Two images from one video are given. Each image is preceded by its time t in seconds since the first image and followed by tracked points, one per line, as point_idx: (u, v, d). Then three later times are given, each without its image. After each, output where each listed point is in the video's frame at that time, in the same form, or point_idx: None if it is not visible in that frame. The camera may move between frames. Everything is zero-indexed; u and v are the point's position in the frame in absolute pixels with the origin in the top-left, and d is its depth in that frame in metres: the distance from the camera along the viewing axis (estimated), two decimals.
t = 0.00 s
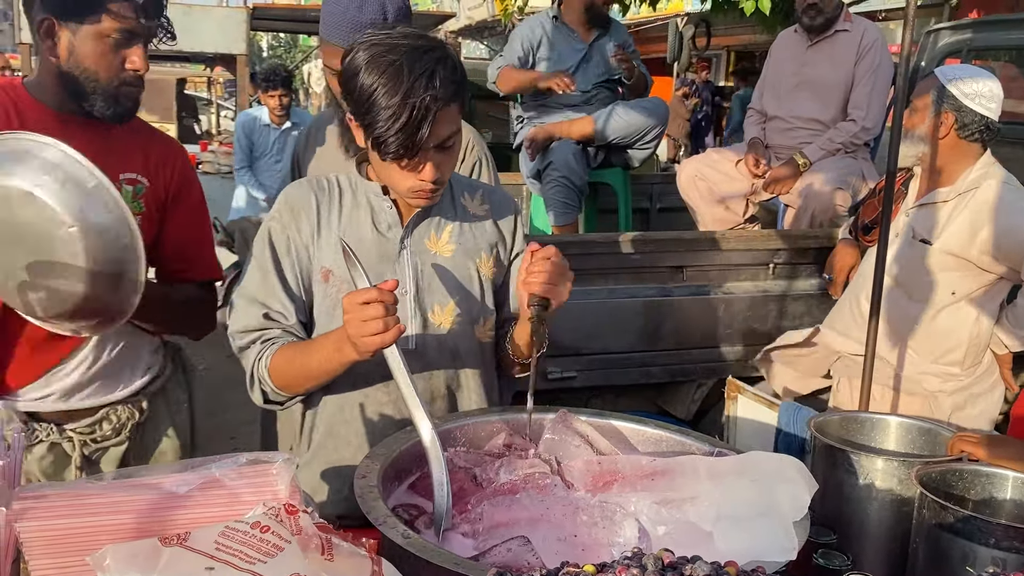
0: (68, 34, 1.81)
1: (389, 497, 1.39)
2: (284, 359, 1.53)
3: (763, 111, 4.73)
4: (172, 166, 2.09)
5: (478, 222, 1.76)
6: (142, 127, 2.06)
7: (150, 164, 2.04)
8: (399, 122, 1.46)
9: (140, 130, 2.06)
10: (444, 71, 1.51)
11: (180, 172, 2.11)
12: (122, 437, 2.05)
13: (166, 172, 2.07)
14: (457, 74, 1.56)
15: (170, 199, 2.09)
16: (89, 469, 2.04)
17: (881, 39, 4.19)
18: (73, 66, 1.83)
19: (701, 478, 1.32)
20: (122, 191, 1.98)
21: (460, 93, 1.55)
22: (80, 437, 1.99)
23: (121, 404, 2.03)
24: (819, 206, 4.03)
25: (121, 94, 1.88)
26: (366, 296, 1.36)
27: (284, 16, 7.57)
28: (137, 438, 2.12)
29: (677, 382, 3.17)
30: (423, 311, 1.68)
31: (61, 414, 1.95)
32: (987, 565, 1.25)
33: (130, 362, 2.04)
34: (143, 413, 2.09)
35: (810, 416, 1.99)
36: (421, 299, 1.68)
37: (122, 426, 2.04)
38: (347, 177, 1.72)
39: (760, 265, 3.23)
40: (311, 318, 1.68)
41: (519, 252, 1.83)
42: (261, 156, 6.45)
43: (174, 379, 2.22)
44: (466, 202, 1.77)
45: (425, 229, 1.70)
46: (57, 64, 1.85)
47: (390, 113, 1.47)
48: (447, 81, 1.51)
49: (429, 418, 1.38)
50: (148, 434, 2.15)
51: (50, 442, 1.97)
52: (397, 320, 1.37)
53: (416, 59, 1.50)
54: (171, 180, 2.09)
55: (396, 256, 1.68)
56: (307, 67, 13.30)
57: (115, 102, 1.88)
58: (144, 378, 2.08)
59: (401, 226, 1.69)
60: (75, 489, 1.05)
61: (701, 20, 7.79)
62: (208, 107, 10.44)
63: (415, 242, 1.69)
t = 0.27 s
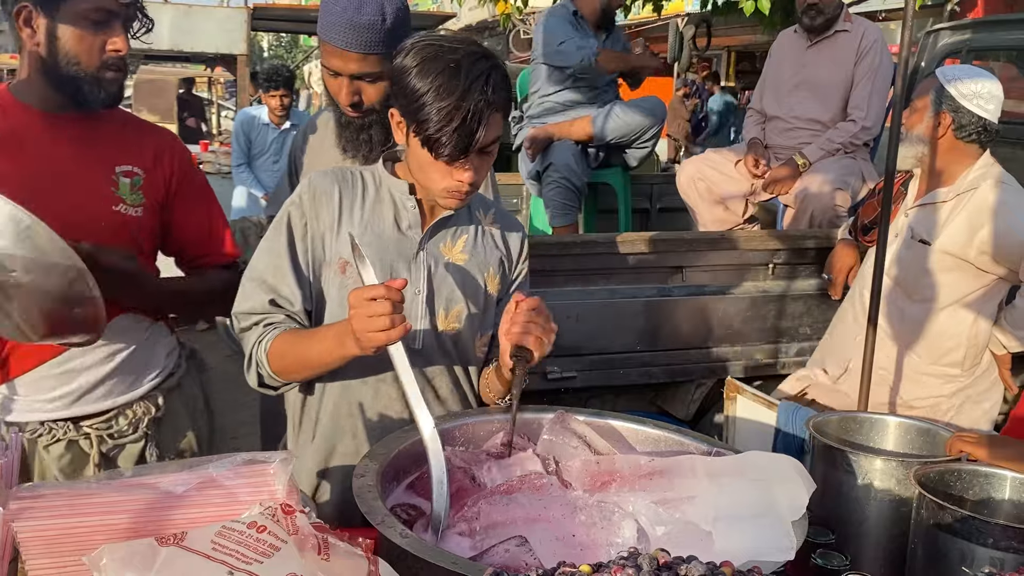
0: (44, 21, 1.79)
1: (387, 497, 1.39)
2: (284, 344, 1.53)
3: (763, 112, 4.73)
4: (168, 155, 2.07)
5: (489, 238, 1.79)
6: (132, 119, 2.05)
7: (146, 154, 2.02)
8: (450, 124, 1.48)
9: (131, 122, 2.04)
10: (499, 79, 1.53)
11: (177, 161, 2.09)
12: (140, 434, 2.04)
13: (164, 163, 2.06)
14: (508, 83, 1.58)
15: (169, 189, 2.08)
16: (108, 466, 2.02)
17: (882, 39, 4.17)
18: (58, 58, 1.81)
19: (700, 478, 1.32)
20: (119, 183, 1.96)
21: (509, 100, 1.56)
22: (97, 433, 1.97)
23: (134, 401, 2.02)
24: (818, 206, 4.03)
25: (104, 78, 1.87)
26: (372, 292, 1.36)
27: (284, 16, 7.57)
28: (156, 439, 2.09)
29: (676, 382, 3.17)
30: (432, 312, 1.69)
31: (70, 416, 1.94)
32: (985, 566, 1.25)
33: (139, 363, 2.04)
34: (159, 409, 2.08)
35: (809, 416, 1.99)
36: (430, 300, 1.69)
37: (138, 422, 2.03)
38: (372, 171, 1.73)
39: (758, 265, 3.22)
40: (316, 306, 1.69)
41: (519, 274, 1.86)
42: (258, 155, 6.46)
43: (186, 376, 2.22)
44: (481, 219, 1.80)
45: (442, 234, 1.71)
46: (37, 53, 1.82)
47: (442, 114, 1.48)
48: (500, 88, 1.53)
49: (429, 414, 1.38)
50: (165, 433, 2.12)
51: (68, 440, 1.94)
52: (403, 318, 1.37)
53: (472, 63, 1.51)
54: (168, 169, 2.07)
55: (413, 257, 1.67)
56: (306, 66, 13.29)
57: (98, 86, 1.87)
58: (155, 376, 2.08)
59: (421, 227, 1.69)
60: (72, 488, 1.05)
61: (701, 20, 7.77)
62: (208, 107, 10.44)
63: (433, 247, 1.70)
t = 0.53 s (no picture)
0: (41, 15, 1.79)
1: (386, 497, 1.39)
2: (287, 341, 1.52)
3: (763, 111, 4.73)
4: (163, 145, 2.10)
5: (495, 239, 1.80)
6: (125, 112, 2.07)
7: (144, 144, 2.04)
8: (466, 128, 1.48)
9: (125, 114, 2.06)
10: (517, 84, 1.53)
11: (171, 151, 2.12)
12: (163, 435, 2.06)
13: (161, 153, 2.08)
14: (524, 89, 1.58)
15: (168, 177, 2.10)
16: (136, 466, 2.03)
17: (882, 38, 4.16)
18: (56, 52, 1.82)
19: (699, 478, 1.32)
20: (124, 171, 1.97)
21: (525, 108, 1.56)
22: (126, 437, 1.98)
23: (160, 403, 2.04)
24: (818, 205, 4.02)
25: (101, 72, 1.88)
26: (374, 291, 1.35)
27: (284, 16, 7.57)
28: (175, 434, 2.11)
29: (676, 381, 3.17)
30: (441, 313, 1.70)
31: (102, 416, 1.94)
32: (985, 565, 1.25)
33: (161, 362, 2.04)
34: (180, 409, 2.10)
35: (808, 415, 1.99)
36: (437, 302, 1.69)
37: (163, 424, 2.05)
38: (382, 169, 1.72)
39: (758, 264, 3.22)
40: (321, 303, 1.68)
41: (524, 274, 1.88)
42: (257, 154, 6.46)
43: (199, 376, 2.23)
44: (488, 220, 1.80)
45: (450, 234, 1.72)
46: (35, 47, 1.82)
47: (459, 117, 1.48)
48: (517, 95, 1.52)
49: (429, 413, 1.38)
50: (184, 434, 2.14)
51: (98, 445, 1.95)
52: (404, 317, 1.37)
53: (492, 69, 1.51)
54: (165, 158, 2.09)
55: (424, 257, 1.68)
56: (306, 66, 13.29)
57: (95, 79, 1.88)
58: (176, 376, 2.09)
59: (430, 227, 1.69)
60: (69, 487, 1.05)
61: (701, 20, 7.77)
62: (208, 107, 10.43)
63: (441, 247, 1.70)
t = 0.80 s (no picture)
0: (46, 14, 1.76)
1: (386, 496, 1.39)
2: (290, 336, 1.52)
3: (763, 110, 4.73)
4: (168, 142, 2.08)
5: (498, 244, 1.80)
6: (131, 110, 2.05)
7: (148, 140, 2.03)
8: (484, 134, 1.48)
9: (130, 113, 2.04)
10: (536, 94, 1.53)
11: (176, 148, 2.10)
12: (160, 434, 2.07)
13: (165, 149, 2.07)
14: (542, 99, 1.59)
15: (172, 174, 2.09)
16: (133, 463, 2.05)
17: (882, 38, 4.16)
18: (57, 51, 1.79)
19: (700, 477, 1.31)
20: (127, 168, 1.96)
21: (542, 118, 1.57)
22: (121, 436, 2.00)
23: (156, 402, 2.05)
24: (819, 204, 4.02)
25: (104, 69, 1.85)
26: (382, 288, 1.35)
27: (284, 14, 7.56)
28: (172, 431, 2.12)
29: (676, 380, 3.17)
30: (443, 315, 1.71)
31: (93, 420, 1.95)
32: (985, 564, 1.25)
33: (156, 362, 2.05)
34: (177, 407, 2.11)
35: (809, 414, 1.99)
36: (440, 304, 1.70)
37: (160, 423, 2.06)
38: (394, 171, 1.72)
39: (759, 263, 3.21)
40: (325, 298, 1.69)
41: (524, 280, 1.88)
42: (256, 153, 6.45)
43: (198, 373, 2.24)
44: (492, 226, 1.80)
45: (457, 237, 1.72)
46: (37, 46, 1.79)
47: (478, 122, 1.48)
48: (536, 104, 1.53)
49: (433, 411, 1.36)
50: (183, 431, 2.15)
51: (93, 444, 1.96)
52: (411, 315, 1.36)
53: (511, 78, 1.51)
54: (169, 155, 2.08)
55: (429, 260, 1.67)
56: (305, 66, 13.29)
57: (99, 77, 1.85)
58: (172, 375, 2.09)
59: (439, 232, 1.68)
60: (69, 486, 1.05)
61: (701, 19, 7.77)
62: (207, 107, 10.43)
63: (447, 250, 1.70)
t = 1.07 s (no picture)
0: (52, 16, 1.74)
1: (387, 494, 1.39)
2: (289, 331, 1.53)
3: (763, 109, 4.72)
4: (168, 146, 2.08)
5: (496, 242, 1.81)
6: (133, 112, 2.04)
7: (149, 145, 2.02)
8: (487, 126, 1.47)
9: (132, 114, 2.04)
10: (537, 89, 1.53)
11: (176, 152, 2.11)
12: (157, 428, 2.08)
13: (165, 154, 2.07)
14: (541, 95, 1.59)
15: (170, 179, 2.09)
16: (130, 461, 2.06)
17: (882, 37, 4.17)
18: (61, 53, 1.78)
19: (700, 476, 1.31)
20: (127, 173, 1.96)
21: (543, 113, 1.56)
22: (119, 431, 2.00)
23: (152, 397, 2.06)
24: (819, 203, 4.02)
25: (110, 71, 1.85)
26: (380, 285, 1.35)
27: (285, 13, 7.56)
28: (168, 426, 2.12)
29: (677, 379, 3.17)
30: (441, 312, 1.71)
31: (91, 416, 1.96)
32: (985, 561, 1.25)
33: (152, 357, 2.06)
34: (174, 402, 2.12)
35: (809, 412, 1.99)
36: (438, 301, 1.70)
37: (157, 417, 2.07)
38: (394, 169, 1.71)
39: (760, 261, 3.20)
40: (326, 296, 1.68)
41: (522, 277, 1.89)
42: (256, 151, 6.45)
43: (194, 369, 2.25)
44: (491, 224, 1.82)
45: (455, 235, 1.72)
46: (43, 49, 1.79)
47: (479, 114, 1.48)
48: (536, 99, 1.53)
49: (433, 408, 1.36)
50: (180, 427, 2.16)
51: (91, 440, 1.97)
52: (409, 314, 1.37)
53: (512, 71, 1.51)
54: (168, 160, 2.08)
55: (428, 257, 1.68)
56: (305, 65, 13.29)
57: (102, 81, 1.84)
58: (167, 370, 2.11)
59: (438, 228, 1.69)
60: (70, 484, 1.05)
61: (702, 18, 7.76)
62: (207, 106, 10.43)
63: (446, 247, 1.71)
